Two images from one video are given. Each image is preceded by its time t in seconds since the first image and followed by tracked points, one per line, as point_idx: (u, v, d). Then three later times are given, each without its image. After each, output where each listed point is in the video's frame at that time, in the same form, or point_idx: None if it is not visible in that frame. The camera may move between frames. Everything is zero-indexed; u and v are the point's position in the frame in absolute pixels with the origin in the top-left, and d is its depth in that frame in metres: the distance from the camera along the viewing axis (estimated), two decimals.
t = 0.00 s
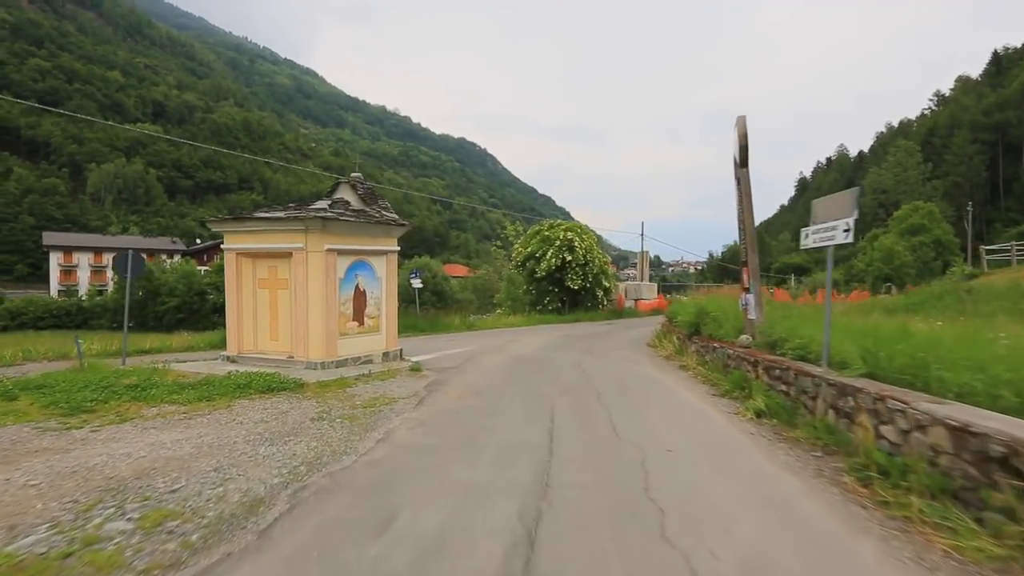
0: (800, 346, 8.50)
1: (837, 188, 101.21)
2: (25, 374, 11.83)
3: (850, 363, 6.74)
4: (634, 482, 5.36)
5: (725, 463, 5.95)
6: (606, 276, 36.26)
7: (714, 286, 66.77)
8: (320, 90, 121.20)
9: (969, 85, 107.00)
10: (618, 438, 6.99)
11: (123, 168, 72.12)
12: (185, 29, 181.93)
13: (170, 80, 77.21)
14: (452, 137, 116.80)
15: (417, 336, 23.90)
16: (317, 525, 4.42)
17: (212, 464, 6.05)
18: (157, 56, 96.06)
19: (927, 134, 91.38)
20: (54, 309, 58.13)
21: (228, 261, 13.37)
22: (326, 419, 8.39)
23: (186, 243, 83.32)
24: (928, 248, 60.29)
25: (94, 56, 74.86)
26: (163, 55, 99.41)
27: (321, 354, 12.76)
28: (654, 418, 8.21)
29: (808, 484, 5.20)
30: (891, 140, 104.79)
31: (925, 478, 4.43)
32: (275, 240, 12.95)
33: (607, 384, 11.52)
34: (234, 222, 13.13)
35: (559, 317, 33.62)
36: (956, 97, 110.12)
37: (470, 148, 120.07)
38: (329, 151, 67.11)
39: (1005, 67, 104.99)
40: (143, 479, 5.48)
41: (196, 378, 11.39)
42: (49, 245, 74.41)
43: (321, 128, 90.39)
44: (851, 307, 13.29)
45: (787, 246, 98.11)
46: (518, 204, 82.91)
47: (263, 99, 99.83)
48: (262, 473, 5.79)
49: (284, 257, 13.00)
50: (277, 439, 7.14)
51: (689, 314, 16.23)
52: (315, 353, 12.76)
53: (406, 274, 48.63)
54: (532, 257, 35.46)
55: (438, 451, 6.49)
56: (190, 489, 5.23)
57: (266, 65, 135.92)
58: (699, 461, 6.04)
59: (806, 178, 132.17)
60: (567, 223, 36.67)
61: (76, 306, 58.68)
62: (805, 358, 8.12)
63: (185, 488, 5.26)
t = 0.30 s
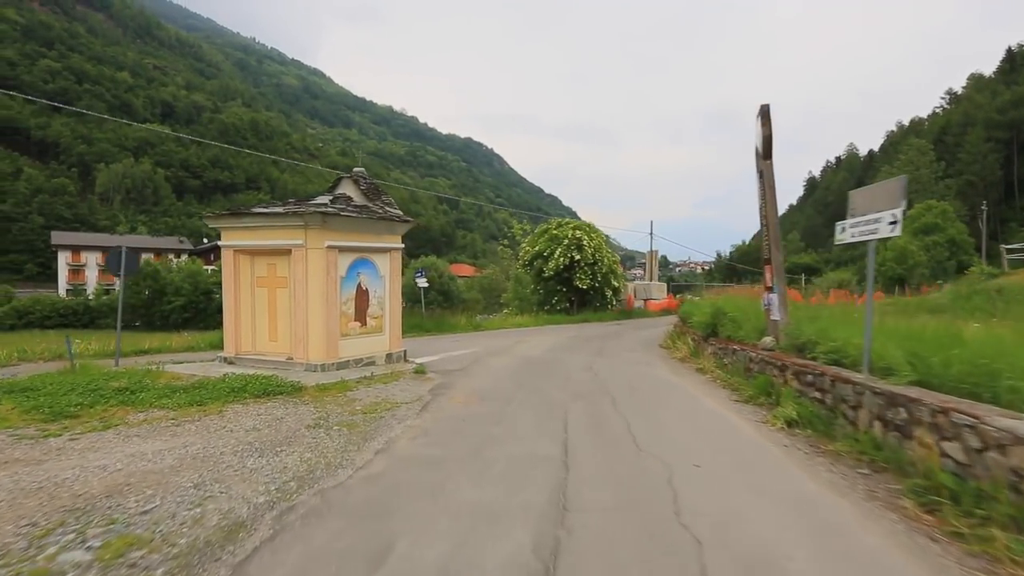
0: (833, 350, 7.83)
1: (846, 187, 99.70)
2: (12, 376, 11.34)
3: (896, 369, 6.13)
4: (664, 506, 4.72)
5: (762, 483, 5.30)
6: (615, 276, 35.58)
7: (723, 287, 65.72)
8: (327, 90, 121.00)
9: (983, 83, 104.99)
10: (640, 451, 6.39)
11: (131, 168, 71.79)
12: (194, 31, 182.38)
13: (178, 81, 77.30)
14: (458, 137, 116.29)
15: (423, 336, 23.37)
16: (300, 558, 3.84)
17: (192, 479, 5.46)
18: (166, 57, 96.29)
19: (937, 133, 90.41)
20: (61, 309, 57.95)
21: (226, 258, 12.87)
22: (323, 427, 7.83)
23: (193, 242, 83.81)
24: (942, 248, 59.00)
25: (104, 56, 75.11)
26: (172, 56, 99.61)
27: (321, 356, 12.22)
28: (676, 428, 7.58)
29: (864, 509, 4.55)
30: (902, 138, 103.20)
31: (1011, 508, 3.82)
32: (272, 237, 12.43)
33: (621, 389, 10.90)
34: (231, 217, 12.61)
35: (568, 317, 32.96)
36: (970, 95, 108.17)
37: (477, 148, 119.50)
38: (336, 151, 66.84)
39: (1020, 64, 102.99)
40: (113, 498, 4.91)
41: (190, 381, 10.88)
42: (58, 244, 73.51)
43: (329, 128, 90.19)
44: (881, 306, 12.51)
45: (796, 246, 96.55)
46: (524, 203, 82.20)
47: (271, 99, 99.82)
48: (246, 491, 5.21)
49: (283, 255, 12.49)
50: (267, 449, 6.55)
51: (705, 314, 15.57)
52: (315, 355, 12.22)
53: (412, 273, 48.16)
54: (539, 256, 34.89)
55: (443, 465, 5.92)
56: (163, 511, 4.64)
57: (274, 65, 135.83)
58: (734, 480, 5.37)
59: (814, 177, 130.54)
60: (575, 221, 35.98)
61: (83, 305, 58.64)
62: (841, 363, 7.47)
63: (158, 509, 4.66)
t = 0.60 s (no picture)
0: (876, 355, 7.17)
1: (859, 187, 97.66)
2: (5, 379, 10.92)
3: (957, 378, 5.47)
4: (705, 536, 4.12)
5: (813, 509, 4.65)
6: (626, 276, 34.90)
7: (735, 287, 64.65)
8: (336, 91, 121.06)
9: (1003, 79, 102.71)
10: (669, 467, 5.80)
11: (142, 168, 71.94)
12: (206, 33, 183.33)
13: (189, 82, 77.65)
14: (467, 137, 115.87)
15: (432, 337, 22.88)
16: None
17: (172, 499, 4.92)
18: (177, 58, 96.80)
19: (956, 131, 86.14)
20: (71, 309, 58.06)
21: (226, 256, 12.41)
22: (321, 436, 7.28)
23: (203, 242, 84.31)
24: (961, 248, 57.51)
25: (116, 59, 75.51)
26: (183, 58, 100.06)
27: (324, 358, 11.72)
28: (703, 439, 6.96)
29: (940, 544, 3.91)
30: (917, 137, 101.32)
31: None
32: (274, 234, 11.93)
33: (640, 394, 10.29)
34: (231, 214, 12.13)
35: (578, 317, 32.35)
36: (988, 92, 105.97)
37: (486, 148, 119.00)
38: (345, 151, 66.65)
39: None
40: (80, 522, 4.37)
41: (186, 384, 10.38)
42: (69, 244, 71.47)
43: (338, 129, 90.10)
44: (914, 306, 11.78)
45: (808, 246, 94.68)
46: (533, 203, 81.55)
47: (280, 100, 99.92)
48: (231, 513, 4.65)
49: (284, 253, 12.00)
50: (261, 463, 6.01)
51: (724, 315, 14.87)
52: (317, 358, 11.72)
53: (419, 273, 47.74)
54: (549, 256, 34.29)
55: (450, 483, 5.35)
56: (134, 539, 4.09)
57: (284, 66, 136.11)
58: (778, 505, 4.74)
59: (826, 177, 128.72)
60: (586, 220, 35.36)
61: (92, 305, 58.80)
62: (886, 369, 6.80)
63: (129, 538, 4.11)
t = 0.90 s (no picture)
0: (926, 361, 6.49)
1: (875, 186, 95.92)
2: None
3: None
4: None
5: (873, 543, 4.04)
6: (639, 275, 34.19)
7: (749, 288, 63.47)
8: (347, 91, 121.17)
9: None
10: (700, 487, 5.20)
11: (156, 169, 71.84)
12: (218, 35, 184.29)
13: (203, 84, 78.05)
14: (477, 137, 115.46)
15: (441, 338, 22.37)
16: None
17: (144, 523, 4.38)
18: (190, 60, 97.39)
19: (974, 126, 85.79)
20: (83, 309, 58.37)
21: (227, 254, 11.95)
22: (321, 449, 6.75)
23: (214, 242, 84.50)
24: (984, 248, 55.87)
25: (131, 61, 76.09)
26: (196, 60, 100.65)
27: (327, 360, 11.23)
28: (737, 454, 6.33)
29: None
30: (935, 134, 99.19)
31: None
32: (275, 231, 11.46)
33: (660, 401, 9.65)
34: (231, 210, 11.67)
35: (591, 318, 31.72)
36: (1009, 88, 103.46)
37: (496, 148, 118.54)
38: (356, 151, 66.48)
39: None
40: (33, 553, 3.85)
41: (182, 388, 9.92)
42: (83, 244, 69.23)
43: (349, 129, 90.06)
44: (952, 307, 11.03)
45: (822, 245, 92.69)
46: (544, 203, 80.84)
47: (292, 100, 100.12)
48: (208, 542, 4.10)
49: (287, 251, 11.53)
50: (250, 480, 5.48)
51: (746, 317, 14.19)
52: (320, 360, 11.24)
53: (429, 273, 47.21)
54: (561, 255, 33.67)
55: (457, 506, 4.79)
56: None
57: (295, 67, 136.59)
58: (833, 539, 4.12)
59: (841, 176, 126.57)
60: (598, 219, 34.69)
61: (105, 305, 58.98)
62: (941, 378, 6.12)
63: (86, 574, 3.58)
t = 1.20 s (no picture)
0: (987, 370, 5.83)
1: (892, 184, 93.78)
2: None
3: None
4: None
5: None
6: (653, 275, 33.45)
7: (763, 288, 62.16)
8: (358, 92, 121.10)
9: None
10: (740, 518, 4.63)
11: (169, 170, 71.41)
12: (232, 36, 185.03)
13: (216, 86, 78.36)
14: (487, 137, 114.86)
15: (450, 340, 21.86)
16: None
17: (106, 556, 3.84)
18: (203, 62, 97.81)
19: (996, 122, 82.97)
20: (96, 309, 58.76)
21: (226, 253, 11.47)
22: (317, 463, 6.21)
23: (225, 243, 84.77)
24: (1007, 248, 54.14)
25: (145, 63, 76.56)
26: (209, 62, 101.10)
27: (329, 364, 10.71)
28: (775, 475, 5.73)
29: None
30: (955, 132, 96.78)
31: None
32: (276, 228, 10.95)
33: (682, 409, 9.02)
34: (230, 207, 11.18)
35: (603, 319, 31.01)
36: None
37: (506, 149, 117.90)
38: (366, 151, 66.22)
39: None
40: None
41: (177, 393, 9.43)
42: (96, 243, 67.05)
43: (359, 130, 89.98)
44: (997, 308, 10.25)
45: (836, 245, 90.59)
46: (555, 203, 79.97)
47: (303, 101, 100.25)
48: None
49: (288, 249, 11.02)
50: (234, 501, 4.93)
51: (769, 318, 13.47)
52: (322, 364, 10.73)
53: (438, 274, 46.68)
54: (573, 255, 33.03)
55: (464, 538, 4.23)
56: None
57: (307, 69, 136.77)
58: None
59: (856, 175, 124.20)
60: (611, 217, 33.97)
61: (117, 305, 58.45)
62: (1009, 390, 5.45)
63: None
